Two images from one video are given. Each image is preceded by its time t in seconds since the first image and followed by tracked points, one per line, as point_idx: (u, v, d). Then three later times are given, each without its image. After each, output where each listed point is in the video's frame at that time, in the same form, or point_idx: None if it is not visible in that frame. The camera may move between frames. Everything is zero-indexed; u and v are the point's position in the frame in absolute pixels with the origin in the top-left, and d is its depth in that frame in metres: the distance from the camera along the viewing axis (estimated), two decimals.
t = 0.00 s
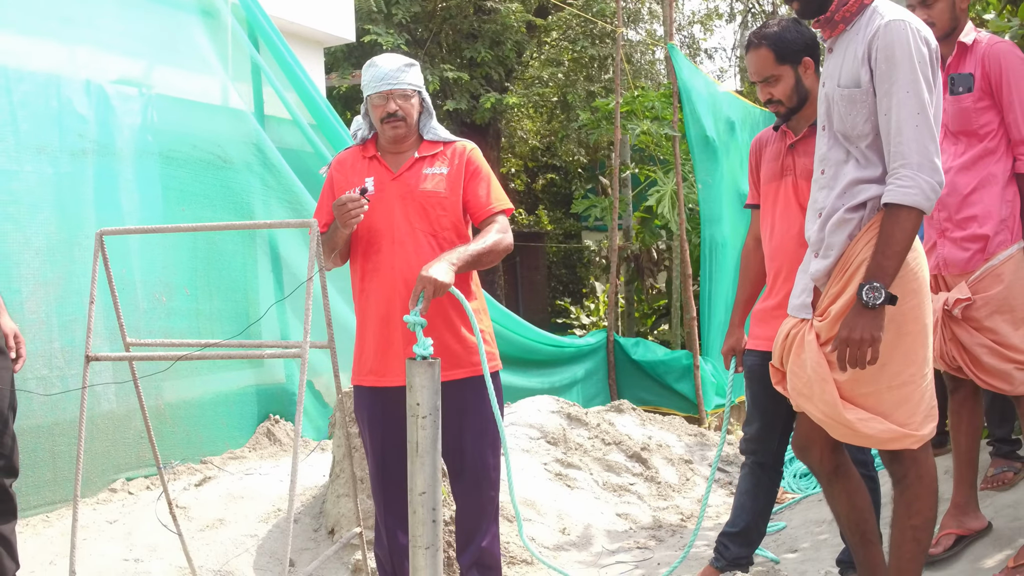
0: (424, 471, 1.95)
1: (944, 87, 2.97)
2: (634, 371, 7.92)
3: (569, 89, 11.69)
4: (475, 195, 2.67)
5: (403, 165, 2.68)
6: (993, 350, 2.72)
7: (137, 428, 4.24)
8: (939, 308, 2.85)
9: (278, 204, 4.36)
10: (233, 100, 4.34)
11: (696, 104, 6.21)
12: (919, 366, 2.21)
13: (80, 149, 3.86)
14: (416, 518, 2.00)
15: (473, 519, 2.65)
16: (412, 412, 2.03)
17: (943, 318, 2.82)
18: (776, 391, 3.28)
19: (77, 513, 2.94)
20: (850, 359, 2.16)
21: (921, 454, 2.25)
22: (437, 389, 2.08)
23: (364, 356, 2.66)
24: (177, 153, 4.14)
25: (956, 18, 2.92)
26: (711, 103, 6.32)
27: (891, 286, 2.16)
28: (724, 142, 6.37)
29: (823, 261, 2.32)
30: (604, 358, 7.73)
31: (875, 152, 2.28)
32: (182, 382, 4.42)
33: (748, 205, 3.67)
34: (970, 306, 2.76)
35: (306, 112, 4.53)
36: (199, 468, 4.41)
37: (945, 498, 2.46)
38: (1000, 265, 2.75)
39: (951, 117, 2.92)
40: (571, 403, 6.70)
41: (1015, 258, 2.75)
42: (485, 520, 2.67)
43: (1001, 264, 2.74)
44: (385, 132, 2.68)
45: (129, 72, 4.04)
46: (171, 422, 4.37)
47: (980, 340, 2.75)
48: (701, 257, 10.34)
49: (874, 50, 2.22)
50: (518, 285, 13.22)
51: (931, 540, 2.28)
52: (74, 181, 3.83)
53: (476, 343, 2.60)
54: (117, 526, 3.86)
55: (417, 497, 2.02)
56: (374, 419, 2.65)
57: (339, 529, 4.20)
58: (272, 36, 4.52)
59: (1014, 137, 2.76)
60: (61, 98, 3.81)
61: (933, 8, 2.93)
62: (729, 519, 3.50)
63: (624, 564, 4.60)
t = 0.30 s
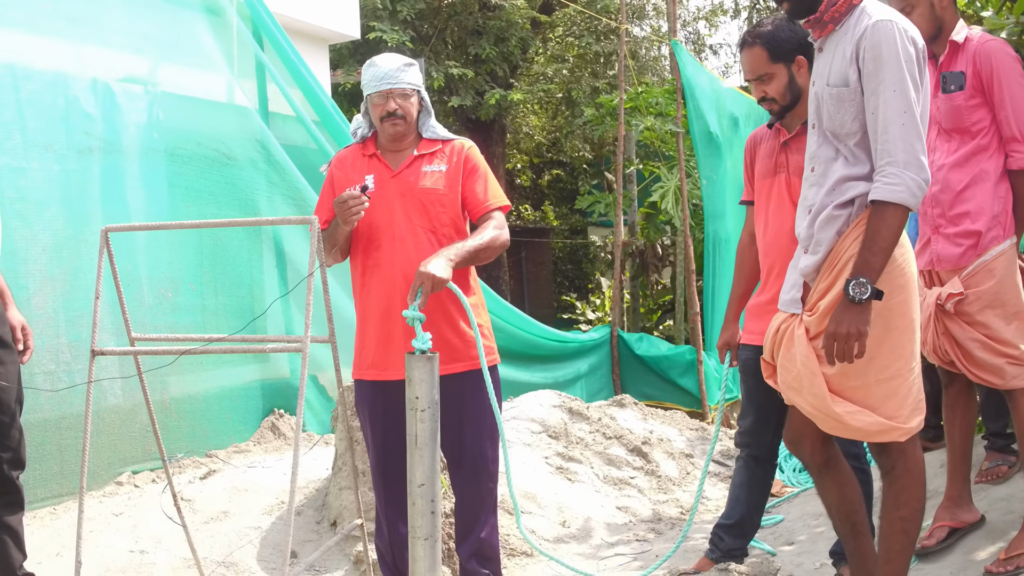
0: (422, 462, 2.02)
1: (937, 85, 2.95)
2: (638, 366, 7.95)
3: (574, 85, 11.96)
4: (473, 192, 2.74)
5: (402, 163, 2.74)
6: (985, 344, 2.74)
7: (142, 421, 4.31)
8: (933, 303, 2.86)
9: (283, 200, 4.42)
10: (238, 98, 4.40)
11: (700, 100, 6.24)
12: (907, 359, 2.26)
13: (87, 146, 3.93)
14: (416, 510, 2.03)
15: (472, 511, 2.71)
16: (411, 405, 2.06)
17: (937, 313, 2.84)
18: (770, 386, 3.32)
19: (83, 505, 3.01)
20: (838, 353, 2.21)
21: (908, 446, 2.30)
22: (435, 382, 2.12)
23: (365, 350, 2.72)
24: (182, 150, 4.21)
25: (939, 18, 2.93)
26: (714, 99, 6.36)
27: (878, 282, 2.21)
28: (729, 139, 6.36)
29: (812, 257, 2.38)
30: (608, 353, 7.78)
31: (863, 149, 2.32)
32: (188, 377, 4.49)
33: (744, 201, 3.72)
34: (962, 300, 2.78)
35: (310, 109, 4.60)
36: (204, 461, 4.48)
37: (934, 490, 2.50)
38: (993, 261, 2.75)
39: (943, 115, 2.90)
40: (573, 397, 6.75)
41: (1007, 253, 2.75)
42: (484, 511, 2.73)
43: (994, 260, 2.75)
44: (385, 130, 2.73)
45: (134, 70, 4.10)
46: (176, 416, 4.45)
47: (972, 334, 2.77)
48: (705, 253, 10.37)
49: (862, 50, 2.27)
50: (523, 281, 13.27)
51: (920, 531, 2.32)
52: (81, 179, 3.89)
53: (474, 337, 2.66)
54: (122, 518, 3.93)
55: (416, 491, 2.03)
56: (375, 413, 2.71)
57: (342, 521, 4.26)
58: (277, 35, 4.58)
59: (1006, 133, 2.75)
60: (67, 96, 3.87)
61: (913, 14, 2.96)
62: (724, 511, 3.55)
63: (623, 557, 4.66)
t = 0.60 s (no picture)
0: (421, 454, 2.07)
1: (932, 84, 2.92)
2: (641, 362, 8.00)
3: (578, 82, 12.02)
4: (471, 189, 2.79)
5: (401, 161, 2.79)
6: (974, 339, 2.73)
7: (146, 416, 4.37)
8: (925, 297, 2.86)
9: (285, 197, 4.48)
10: (241, 96, 4.44)
11: (703, 97, 6.24)
12: (894, 354, 2.31)
13: (91, 145, 3.99)
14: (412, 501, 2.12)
15: (470, 504, 2.75)
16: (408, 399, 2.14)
17: (928, 307, 2.84)
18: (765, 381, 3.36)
19: (86, 499, 3.07)
20: (827, 347, 2.25)
21: (897, 440, 2.34)
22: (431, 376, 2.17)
23: (365, 346, 2.77)
24: (186, 148, 4.27)
25: (923, 27, 2.91)
26: (717, 96, 6.36)
27: (865, 278, 2.25)
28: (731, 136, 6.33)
29: (801, 253, 2.42)
30: (611, 349, 7.82)
31: (852, 147, 2.36)
32: (191, 373, 4.56)
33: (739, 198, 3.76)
34: (952, 294, 2.77)
35: (312, 106, 4.64)
36: (207, 456, 4.54)
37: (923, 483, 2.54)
38: (984, 256, 2.73)
39: (937, 114, 2.89)
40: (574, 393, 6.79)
41: (1000, 249, 2.73)
42: (482, 504, 2.78)
43: (985, 255, 2.73)
44: (383, 129, 2.78)
45: (138, 69, 4.16)
46: (179, 412, 4.51)
47: (961, 329, 2.76)
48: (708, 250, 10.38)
49: (850, 50, 2.30)
50: (528, 278, 13.31)
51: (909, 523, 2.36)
52: (85, 177, 3.95)
53: (471, 332, 2.70)
54: (126, 512, 4.00)
55: (412, 481, 2.10)
56: (375, 407, 2.76)
57: (343, 514, 4.31)
58: (279, 33, 4.64)
59: (998, 130, 2.72)
60: (72, 95, 3.93)
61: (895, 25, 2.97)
62: (719, 504, 3.61)
63: (621, 550, 4.71)
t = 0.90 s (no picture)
0: (422, 447, 2.10)
1: (931, 81, 2.93)
2: (643, 358, 8.06)
3: (581, 80, 12.01)
4: (470, 185, 2.83)
5: (401, 158, 2.81)
6: (965, 335, 2.75)
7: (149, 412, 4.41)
8: (918, 291, 2.87)
9: (288, 194, 4.51)
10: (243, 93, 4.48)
11: (705, 94, 6.25)
12: (888, 348, 2.34)
13: (95, 142, 4.02)
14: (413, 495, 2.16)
15: (470, 497, 2.79)
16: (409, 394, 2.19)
17: (921, 302, 2.85)
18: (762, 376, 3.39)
19: (90, 493, 3.11)
20: (820, 342, 2.28)
21: (891, 434, 2.36)
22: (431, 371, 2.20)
23: (366, 341, 2.79)
24: (189, 145, 4.30)
25: (923, 25, 2.91)
26: (719, 93, 6.37)
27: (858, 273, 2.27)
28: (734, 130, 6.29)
29: (796, 249, 2.44)
30: (614, 346, 7.85)
31: (845, 144, 2.39)
32: (194, 369, 4.60)
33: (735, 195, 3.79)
34: (946, 290, 2.79)
35: (315, 103, 4.68)
36: (211, 451, 4.58)
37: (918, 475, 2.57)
38: (981, 253, 2.75)
39: (936, 111, 2.90)
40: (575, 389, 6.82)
41: (998, 246, 2.74)
42: (482, 497, 2.81)
43: (981, 252, 2.74)
44: (384, 126, 2.79)
45: (143, 67, 4.20)
46: (183, 407, 4.55)
47: (953, 325, 2.78)
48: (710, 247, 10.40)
49: (843, 47, 2.32)
50: (529, 272, 13.41)
51: (903, 516, 2.38)
52: (89, 174, 3.99)
53: (471, 326, 2.73)
54: (130, 506, 4.04)
55: (412, 475, 2.14)
56: (376, 402, 2.79)
57: (344, 509, 4.35)
58: (282, 31, 4.67)
59: (995, 126, 2.72)
60: (76, 92, 3.97)
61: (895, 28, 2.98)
62: (717, 499, 3.63)
63: (621, 544, 4.75)
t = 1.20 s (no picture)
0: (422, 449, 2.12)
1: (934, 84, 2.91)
2: (645, 356, 8.05)
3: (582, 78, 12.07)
4: (470, 183, 2.87)
5: (401, 161, 2.83)
6: (968, 337, 2.76)
7: (152, 411, 4.44)
8: (922, 291, 2.91)
9: (291, 194, 4.54)
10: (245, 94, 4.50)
11: (706, 93, 6.24)
12: (885, 351, 2.35)
13: (98, 143, 4.04)
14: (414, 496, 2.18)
15: (472, 497, 2.81)
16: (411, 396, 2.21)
17: (925, 303, 2.89)
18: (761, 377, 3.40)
19: (93, 493, 3.14)
20: (817, 346, 2.29)
21: (887, 437, 2.37)
22: (433, 372, 2.20)
23: (369, 344, 2.80)
24: (191, 146, 4.33)
25: (928, 27, 2.90)
26: (721, 92, 6.36)
27: (855, 277, 2.28)
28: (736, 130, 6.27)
29: (793, 253, 2.46)
30: (616, 344, 7.86)
31: (842, 148, 2.40)
32: (197, 369, 4.64)
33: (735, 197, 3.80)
34: (948, 293, 2.81)
35: (317, 103, 4.68)
36: (213, 450, 4.61)
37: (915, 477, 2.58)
38: (985, 256, 2.75)
39: (938, 114, 2.89)
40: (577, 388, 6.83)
41: (1001, 249, 2.74)
42: (484, 497, 2.84)
43: (983, 255, 2.75)
44: (395, 142, 2.80)
45: (145, 67, 4.22)
46: (186, 407, 4.58)
47: (956, 327, 2.79)
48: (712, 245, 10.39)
49: (839, 53, 2.34)
50: (534, 273, 13.26)
51: (899, 519, 2.40)
52: (92, 175, 4.01)
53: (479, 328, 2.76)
54: (133, 505, 4.07)
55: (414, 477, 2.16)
56: (380, 404, 2.82)
57: (345, 509, 4.37)
58: (286, 34, 4.65)
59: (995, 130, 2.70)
60: (79, 93, 3.99)
61: (903, 32, 2.99)
62: (716, 499, 3.65)
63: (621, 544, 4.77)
